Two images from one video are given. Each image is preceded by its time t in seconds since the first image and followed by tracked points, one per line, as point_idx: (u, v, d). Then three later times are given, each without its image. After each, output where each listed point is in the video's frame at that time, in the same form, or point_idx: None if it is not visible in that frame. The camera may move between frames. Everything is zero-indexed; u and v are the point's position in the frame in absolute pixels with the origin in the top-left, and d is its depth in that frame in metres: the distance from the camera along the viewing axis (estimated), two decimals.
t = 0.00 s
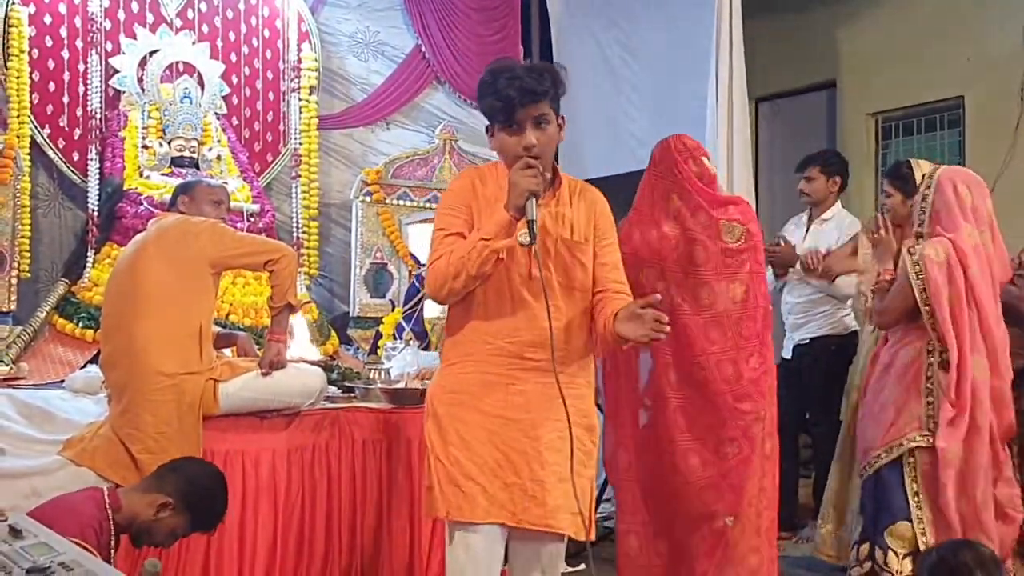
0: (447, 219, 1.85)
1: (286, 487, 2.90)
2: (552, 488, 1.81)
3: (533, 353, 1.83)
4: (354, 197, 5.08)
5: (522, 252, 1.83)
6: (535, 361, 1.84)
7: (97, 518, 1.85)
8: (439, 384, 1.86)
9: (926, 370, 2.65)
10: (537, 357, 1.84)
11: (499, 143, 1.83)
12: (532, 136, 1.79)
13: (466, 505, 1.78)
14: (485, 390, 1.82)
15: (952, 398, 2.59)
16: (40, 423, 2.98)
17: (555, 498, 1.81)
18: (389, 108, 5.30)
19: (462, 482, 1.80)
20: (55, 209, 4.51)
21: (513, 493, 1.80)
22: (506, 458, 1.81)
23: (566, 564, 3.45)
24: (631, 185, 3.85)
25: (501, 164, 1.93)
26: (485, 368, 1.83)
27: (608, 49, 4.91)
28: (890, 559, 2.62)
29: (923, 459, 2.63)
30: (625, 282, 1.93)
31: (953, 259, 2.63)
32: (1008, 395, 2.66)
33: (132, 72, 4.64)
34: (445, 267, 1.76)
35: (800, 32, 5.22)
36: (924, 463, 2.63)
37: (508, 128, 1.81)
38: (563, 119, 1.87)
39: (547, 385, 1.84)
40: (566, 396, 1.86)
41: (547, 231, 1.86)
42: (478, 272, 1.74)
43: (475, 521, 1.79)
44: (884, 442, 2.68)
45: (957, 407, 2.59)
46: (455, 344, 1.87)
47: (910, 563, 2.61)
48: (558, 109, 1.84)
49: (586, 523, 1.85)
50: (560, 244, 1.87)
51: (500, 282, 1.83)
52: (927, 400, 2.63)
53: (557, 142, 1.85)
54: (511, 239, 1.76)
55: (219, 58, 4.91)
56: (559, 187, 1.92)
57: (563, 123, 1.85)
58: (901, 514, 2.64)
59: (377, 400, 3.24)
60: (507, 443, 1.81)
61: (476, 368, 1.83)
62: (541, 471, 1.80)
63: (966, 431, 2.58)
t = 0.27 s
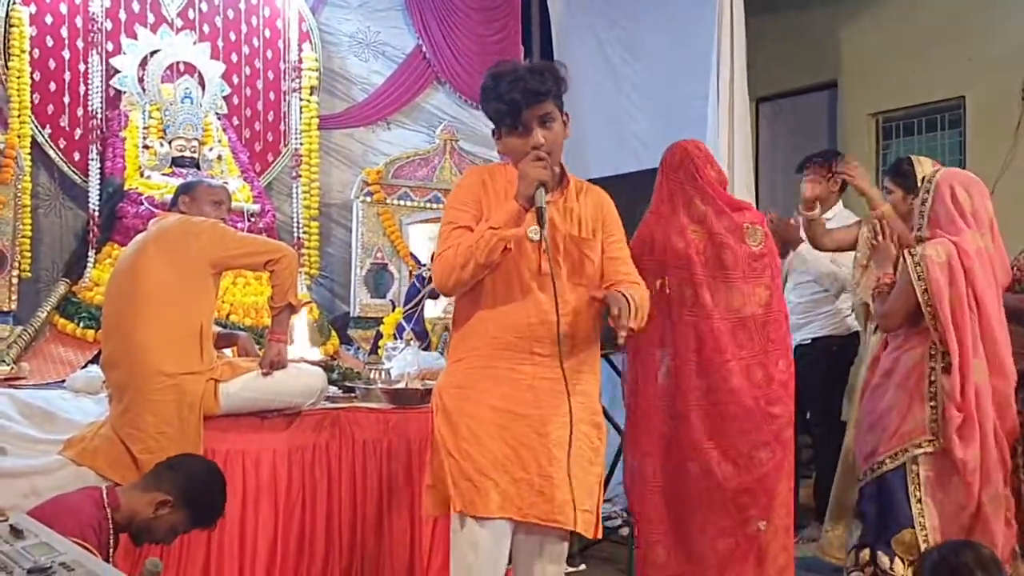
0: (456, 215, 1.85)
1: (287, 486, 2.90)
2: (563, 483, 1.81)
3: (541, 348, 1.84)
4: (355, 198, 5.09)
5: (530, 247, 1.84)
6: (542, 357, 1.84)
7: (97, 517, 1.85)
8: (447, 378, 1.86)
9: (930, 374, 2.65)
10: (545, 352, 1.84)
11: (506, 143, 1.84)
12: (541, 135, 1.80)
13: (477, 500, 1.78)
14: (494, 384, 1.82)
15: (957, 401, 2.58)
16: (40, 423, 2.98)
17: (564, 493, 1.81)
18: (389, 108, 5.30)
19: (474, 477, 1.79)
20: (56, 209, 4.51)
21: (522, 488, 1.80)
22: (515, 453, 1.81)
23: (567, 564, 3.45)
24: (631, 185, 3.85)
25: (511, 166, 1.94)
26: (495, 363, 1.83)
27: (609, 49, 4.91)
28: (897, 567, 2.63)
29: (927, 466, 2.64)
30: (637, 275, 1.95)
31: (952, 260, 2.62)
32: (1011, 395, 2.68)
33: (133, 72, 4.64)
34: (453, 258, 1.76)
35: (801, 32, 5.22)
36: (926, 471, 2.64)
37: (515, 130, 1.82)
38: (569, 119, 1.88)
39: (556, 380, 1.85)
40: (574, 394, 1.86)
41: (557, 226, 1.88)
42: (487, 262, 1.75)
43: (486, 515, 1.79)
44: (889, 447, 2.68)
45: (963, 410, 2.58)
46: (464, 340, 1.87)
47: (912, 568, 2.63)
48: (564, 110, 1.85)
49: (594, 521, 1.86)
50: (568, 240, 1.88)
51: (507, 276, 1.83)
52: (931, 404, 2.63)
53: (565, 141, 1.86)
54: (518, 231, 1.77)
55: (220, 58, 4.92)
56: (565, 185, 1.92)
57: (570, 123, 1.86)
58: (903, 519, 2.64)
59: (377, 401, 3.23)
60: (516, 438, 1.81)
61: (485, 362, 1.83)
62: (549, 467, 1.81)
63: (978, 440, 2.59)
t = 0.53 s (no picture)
0: (457, 209, 1.85)
1: (286, 483, 2.90)
2: (562, 479, 1.82)
3: (539, 343, 1.84)
4: (355, 197, 5.09)
5: (529, 241, 1.84)
6: (540, 352, 1.84)
7: (89, 514, 1.87)
8: (449, 374, 1.86)
9: (924, 366, 2.65)
10: (540, 348, 1.84)
11: (507, 135, 1.84)
12: (542, 125, 1.79)
13: (477, 495, 1.78)
14: (493, 379, 1.82)
15: (952, 395, 2.59)
16: (41, 423, 2.98)
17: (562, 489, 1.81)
18: (390, 108, 5.30)
19: (474, 472, 1.79)
20: (57, 209, 4.51)
21: (521, 483, 1.80)
22: (514, 448, 1.81)
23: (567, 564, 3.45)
24: (632, 185, 3.85)
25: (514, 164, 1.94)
26: (494, 358, 1.83)
27: (610, 49, 4.92)
28: (895, 561, 2.62)
29: (921, 458, 2.64)
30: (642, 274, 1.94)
31: (950, 257, 2.61)
32: (1010, 392, 2.66)
33: (133, 72, 4.63)
34: (454, 248, 1.75)
35: (802, 32, 5.22)
36: (922, 466, 2.63)
37: (520, 114, 1.81)
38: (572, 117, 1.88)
39: (551, 374, 1.84)
40: (575, 390, 1.86)
41: (557, 223, 1.87)
42: (488, 250, 1.74)
43: (486, 510, 1.80)
44: (884, 441, 2.69)
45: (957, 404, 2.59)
46: (466, 335, 1.87)
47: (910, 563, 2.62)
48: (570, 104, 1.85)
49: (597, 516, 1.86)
50: (568, 235, 1.87)
51: (506, 270, 1.84)
52: (925, 396, 2.64)
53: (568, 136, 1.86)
54: (518, 220, 1.76)
55: (221, 58, 4.92)
56: (565, 183, 1.92)
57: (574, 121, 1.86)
58: (902, 513, 2.64)
59: (379, 401, 3.23)
60: (516, 434, 1.82)
61: (484, 358, 1.84)
62: (546, 462, 1.81)
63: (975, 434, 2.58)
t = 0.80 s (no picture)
0: (457, 211, 1.85)
1: (287, 486, 2.89)
2: (560, 483, 1.81)
3: (539, 347, 1.83)
4: (356, 198, 5.10)
5: (529, 244, 1.85)
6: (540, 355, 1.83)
7: (70, 511, 1.85)
8: (448, 377, 1.86)
9: (930, 375, 2.64)
10: (538, 353, 1.84)
11: (506, 141, 1.84)
12: (541, 130, 1.79)
13: (476, 498, 1.77)
14: (492, 382, 1.82)
15: (955, 401, 2.58)
16: (42, 423, 2.99)
17: (562, 493, 1.80)
18: (392, 108, 5.31)
19: (473, 475, 1.79)
20: (59, 209, 4.51)
21: (522, 488, 1.79)
22: (515, 451, 1.81)
23: (568, 565, 3.45)
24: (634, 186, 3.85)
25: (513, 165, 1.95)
26: (493, 362, 1.83)
27: (610, 50, 4.91)
28: (898, 567, 2.64)
29: (925, 465, 2.63)
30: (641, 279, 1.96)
31: (952, 259, 2.62)
32: (1005, 397, 2.65)
33: (135, 72, 4.64)
34: (453, 252, 1.75)
35: (803, 33, 5.22)
36: (926, 467, 2.63)
37: (517, 120, 1.81)
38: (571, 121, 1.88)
39: (550, 379, 1.84)
40: (571, 393, 1.85)
41: (556, 225, 1.88)
42: (487, 255, 1.74)
43: (485, 513, 1.78)
44: (889, 446, 2.68)
45: (961, 411, 2.58)
46: (465, 339, 1.88)
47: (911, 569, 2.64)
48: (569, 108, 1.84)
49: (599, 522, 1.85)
50: (567, 239, 1.88)
51: (506, 274, 1.84)
52: (930, 405, 2.63)
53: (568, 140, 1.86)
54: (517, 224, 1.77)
55: (222, 58, 4.92)
56: (565, 186, 1.93)
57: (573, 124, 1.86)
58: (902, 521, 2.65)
59: (380, 401, 3.24)
60: (515, 437, 1.81)
61: (482, 361, 1.84)
62: (547, 466, 1.80)
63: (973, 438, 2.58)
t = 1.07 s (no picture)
0: (451, 220, 1.85)
1: (287, 486, 2.89)
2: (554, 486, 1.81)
3: (535, 352, 1.83)
4: (356, 199, 5.13)
5: (523, 251, 1.83)
6: (537, 360, 1.83)
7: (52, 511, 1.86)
8: (445, 385, 1.87)
9: (926, 369, 2.64)
10: (536, 358, 1.83)
11: (500, 145, 1.84)
12: (534, 137, 1.80)
13: (470, 504, 1.78)
14: (490, 390, 1.81)
15: (955, 397, 2.58)
16: (43, 425, 3.00)
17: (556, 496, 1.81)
18: (392, 109, 5.33)
19: (467, 482, 1.79)
20: (58, 210, 4.50)
21: (516, 493, 1.79)
22: (509, 457, 1.80)
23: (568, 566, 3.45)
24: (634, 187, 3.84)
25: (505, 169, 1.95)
26: (488, 368, 1.83)
27: (610, 51, 4.91)
28: (899, 566, 2.64)
29: (925, 462, 2.63)
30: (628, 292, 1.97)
31: (946, 256, 2.62)
32: (1009, 395, 2.66)
33: (134, 74, 4.63)
34: (449, 262, 1.75)
35: (803, 34, 5.22)
36: (926, 466, 2.63)
37: (512, 123, 1.81)
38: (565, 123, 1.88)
39: (547, 383, 1.83)
40: (566, 395, 1.85)
41: (551, 231, 1.86)
42: (483, 265, 1.74)
43: (476, 520, 1.79)
44: (888, 444, 2.69)
45: (961, 406, 2.58)
46: (460, 345, 1.88)
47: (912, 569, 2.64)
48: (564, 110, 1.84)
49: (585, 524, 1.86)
50: (562, 243, 1.87)
51: (503, 281, 1.84)
52: (929, 399, 2.63)
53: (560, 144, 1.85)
54: (513, 232, 1.76)
55: (222, 59, 4.92)
56: (560, 189, 1.91)
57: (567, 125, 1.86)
58: (906, 519, 2.64)
59: (380, 402, 3.24)
60: (510, 443, 1.81)
61: (479, 368, 1.83)
62: (543, 470, 1.81)
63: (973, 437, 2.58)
